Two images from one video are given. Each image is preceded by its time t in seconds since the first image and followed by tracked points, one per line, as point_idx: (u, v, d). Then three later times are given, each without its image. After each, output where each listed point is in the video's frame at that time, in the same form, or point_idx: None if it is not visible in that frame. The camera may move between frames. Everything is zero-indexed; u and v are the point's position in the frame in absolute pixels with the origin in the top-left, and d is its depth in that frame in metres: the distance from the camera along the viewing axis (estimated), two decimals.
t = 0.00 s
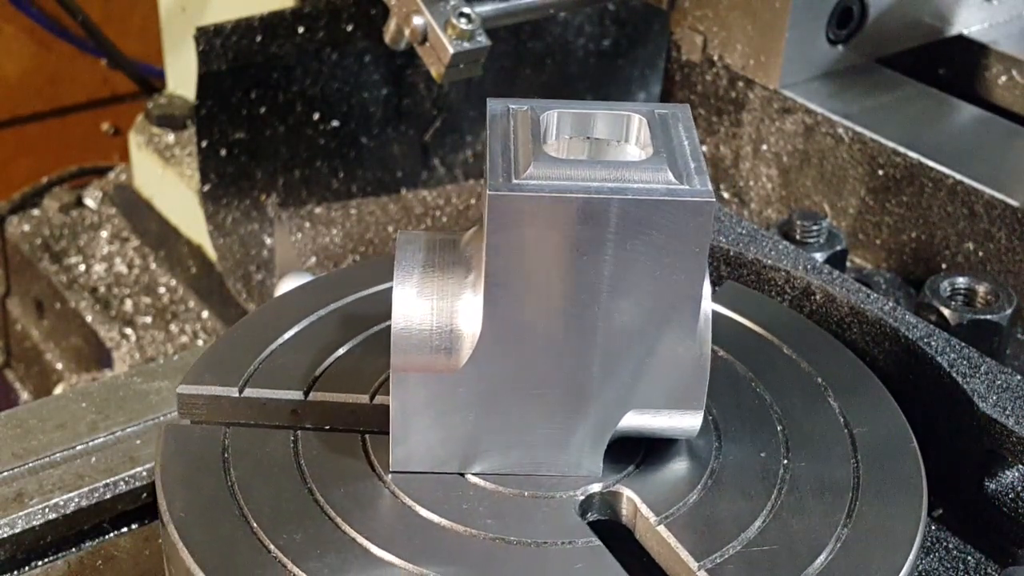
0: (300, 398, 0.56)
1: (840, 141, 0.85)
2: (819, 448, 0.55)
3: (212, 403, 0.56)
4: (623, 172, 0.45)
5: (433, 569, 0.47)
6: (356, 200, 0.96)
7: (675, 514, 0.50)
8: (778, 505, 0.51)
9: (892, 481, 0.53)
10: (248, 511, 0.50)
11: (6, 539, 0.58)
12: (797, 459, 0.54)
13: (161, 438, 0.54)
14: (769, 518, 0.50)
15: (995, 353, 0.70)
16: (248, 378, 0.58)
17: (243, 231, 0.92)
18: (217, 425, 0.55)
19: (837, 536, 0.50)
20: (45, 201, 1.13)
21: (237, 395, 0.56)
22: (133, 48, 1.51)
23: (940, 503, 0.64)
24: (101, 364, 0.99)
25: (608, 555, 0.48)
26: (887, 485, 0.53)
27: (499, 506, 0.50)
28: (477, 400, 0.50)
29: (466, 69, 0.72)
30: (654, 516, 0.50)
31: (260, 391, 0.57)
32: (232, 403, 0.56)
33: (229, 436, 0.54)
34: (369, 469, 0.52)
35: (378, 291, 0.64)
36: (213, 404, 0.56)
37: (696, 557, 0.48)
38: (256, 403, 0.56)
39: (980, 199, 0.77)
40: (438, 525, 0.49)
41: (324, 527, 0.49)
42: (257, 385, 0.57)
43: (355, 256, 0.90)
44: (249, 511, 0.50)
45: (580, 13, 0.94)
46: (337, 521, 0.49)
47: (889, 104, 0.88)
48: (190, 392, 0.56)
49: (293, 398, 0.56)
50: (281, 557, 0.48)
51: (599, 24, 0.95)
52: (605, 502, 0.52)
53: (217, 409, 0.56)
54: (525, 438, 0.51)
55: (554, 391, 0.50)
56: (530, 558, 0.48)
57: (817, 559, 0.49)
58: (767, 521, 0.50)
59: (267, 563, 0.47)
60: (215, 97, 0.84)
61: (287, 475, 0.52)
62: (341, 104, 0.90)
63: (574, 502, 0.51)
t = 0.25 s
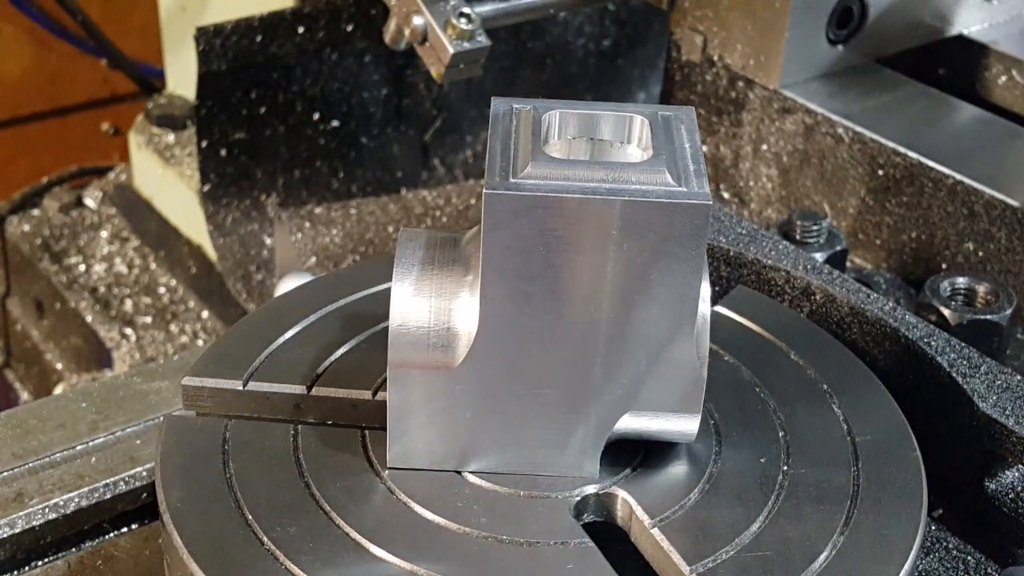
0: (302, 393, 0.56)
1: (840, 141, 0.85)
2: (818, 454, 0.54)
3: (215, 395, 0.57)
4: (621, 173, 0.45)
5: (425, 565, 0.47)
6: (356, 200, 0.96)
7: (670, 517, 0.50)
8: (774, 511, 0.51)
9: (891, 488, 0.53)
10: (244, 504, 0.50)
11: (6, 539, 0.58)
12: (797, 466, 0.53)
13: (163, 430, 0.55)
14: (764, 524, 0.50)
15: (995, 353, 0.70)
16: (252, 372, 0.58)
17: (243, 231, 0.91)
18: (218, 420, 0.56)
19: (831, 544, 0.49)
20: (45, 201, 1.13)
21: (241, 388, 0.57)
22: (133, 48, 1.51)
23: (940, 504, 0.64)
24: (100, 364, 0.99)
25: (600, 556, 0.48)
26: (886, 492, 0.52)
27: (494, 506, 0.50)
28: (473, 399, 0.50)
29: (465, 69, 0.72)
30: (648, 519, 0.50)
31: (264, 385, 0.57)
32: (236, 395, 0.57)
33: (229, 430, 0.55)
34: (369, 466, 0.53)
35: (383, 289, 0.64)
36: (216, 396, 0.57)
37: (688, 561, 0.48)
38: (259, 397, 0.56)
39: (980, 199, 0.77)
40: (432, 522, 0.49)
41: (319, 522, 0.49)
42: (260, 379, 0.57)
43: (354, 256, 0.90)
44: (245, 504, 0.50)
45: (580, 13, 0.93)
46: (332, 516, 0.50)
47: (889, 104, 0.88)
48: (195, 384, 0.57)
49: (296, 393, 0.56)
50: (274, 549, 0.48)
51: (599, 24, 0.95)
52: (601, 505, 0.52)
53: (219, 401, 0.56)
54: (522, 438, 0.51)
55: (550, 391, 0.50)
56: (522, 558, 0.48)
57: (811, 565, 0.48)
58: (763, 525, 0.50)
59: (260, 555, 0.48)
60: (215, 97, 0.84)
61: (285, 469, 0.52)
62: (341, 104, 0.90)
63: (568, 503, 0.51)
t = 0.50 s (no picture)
0: (305, 388, 0.57)
1: (840, 141, 0.86)
2: (818, 459, 0.54)
3: (219, 389, 0.57)
4: (619, 175, 0.45)
5: (419, 562, 0.47)
6: (356, 201, 0.96)
7: (666, 520, 0.50)
8: (771, 514, 0.51)
9: (888, 493, 0.52)
10: (241, 497, 0.50)
11: (7, 539, 0.58)
12: (797, 470, 0.53)
13: (165, 424, 0.55)
14: (760, 527, 0.50)
15: (995, 354, 0.70)
16: (257, 367, 0.58)
17: (243, 231, 0.92)
18: (220, 413, 0.56)
19: (827, 550, 0.49)
20: (46, 201, 1.13)
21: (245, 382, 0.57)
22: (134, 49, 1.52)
23: (940, 503, 0.64)
24: (101, 364, 0.99)
25: (593, 556, 0.48)
26: (884, 497, 0.52)
27: (490, 505, 0.50)
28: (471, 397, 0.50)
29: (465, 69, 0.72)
30: (644, 521, 0.50)
31: (268, 379, 0.57)
32: (240, 390, 0.57)
33: (231, 423, 0.55)
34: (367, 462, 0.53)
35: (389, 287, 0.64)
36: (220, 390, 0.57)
37: (682, 564, 0.48)
38: (263, 391, 0.57)
39: (980, 199, 0.77)
40: (428, 519, 0.49)
41: (316, 516, 0.49)
42: (265, 374, 0.58)
43: (355, 256, 0.90)
44: (243, 497, 0.50)
45: (580, 14, 0.93)
46: (329, 511, 0.50)
47: (889, 104, 0.88)
48: (200, 378, 0.57)
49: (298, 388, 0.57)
50: (269, 543, 0.48)
51: (599, 24, 0.95)
52: (597, 506, 0.52)
53: (224, 395, 0.57)
54: (519, 438, 0.51)
55: (547, 391, 0.50)
56: (516, 556, 0.48)
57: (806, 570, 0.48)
58: (759, 528, 0.50)
59: (256, 549, 0.48)
60: (215, 97, 0.84)
61: (285, 463, 0.52)
62: (341, 104, 0.90)
63: (564, 503, 0.51)
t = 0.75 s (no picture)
0: (309, 382, 0.57)
1: (840, 141, 0.86)
2: (818, 463, 0.53)
3: (224, 381, 0.58)
4: (617, 177, 0.45)
5: (410, 558, 0.47)
6: (356, 201, 0.96)
7: (660, 522, 0.50)
8: (768, 519, 0.50)
9: (887, 497, 0.52)
10: (238, 489, 0.51)
11: (7, 539, 0.58)
12: (796, 475, 0.53)
13: (167, 414, 0.56)
14: (755, 532, 0.49)
15: (994, 354, 0.70)
16: (262, 360, 0.59)
17: (243, 232, 0.92)
18: (222, 407, 0.56)
19: (821, 557, 0.48)
20: (46, 201, 1.13)
21: (250, 375, 0.58)
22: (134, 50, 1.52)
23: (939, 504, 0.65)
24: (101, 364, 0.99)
25: (584, 555, 0.48)
26: (882, 501, 0.52)
27: (484, 505, 0.50)
28: (467, 395, 0.50)
29: (465, 70, 0.71)
30: (638, 523, 0.49)
31: (273, 373, 0.58)
32: (244, 383, 0.58)
33: (233, 416, 0.55)
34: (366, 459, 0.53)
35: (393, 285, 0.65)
36: (225, 382, 0.58)
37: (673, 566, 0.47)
38: (267, 385, 0.57)
39: (979, 199, 0.77)
40: (422, 516, 0.50)
41: (311, 510, 0.50)
42: (270, 367, 0.58)
43: (355, 256, 0.90)
44: (239, 488, 0.51)
45: (580, 14, 0.93)
46: (324, 505, 0.50)
47: (889, 105, 0.88)
48: (206, 370, 0.58)
49: (302, 382, 0.57)
50: (263, 535, 0.48)
51: (599, 25, 0.95)
52: (591, 507, 0.52)
53: (229, 389, 0.58)
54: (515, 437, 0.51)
55: (543, 391, 0.50)
56: (508, 554, 0.48)
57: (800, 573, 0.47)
58: (754, 531, 0.49)
59: (249, 540, 0.48)
60: (216, 97, 0.84)
61: (283, 457, 0.53)
62: (341, 105, 0.90)
63: (558, 504, 0.51)
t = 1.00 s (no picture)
0: (312, 378, 0.57)
1: (840, 142, 0.86)
2: (817, 467, 0.53)
3: (229, 375, 0.58)
4: (614, 177, 0.45)
5: (402, 555, 0.47)
6: (356, 201, 0.96)
7: (655, 525, 0.49)
8: (764, 525, 0.50)
9: (884, 506, 0.52)
10: (236, 483, 0.51)
11: (7, 539, 0.58)
12: (795, 481, 0.52)
13: (170, 408, 0.56)
14: (750, 537, 0.49)
15: (993, 354, 0.70)
16: (268, 355, 0.59)
17: (243, 232, 0.92)
18: (224, 401, 0.57)
19: (816, 562, 0.48)
20: (46, 201, 1.13)
21: (254, 370, 0.57)
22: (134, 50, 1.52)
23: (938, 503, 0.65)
24: (100, 364, 0.99)
25: (575, 555, 0.48)
26: (879, 507, 0.51)
27: (479, 506, 0.50)
28: (464, 394, 0.50)
29: (466, 70, 0.71)
30: (633, 525, 0.49)
31: (278, 367, 0.58)
32: (249, 377, 0.58)
33: (235, 411, 0.56)
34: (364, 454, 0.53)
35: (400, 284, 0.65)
36: (230, 376, 0.58)
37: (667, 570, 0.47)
38: (271, 380, 0.57)
39: (979, 199, 0.77)
40: (417, 513, 0.50)
41: (307, 505, 0.50)
42: (275, 362, 0.58)
43: (355, 256, 0.91)
44: (237, 481, 0.51)
45: (580, 14, 0.93)
46: (320, 500, 0.50)
47: (889, 105, 0.88)
48: (211, 364, 0.58)
49: (306, 378, 0.57)
50: (258, 529, 0.49)
51: (599, 25, 0.95)
52: (587, 508, 0.52)
53: (233, 383, 0.58)
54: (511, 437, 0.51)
55: (539, 392, 0.49)
56: (500, 553, 0.48)
57: None
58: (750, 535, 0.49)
59: (243, 533, 0.49)
60: (215, 97, 0.84)
61: (282, 451, 0.53)
62: (341, 105, 0.90)
63: (553, 504, 0.50)
